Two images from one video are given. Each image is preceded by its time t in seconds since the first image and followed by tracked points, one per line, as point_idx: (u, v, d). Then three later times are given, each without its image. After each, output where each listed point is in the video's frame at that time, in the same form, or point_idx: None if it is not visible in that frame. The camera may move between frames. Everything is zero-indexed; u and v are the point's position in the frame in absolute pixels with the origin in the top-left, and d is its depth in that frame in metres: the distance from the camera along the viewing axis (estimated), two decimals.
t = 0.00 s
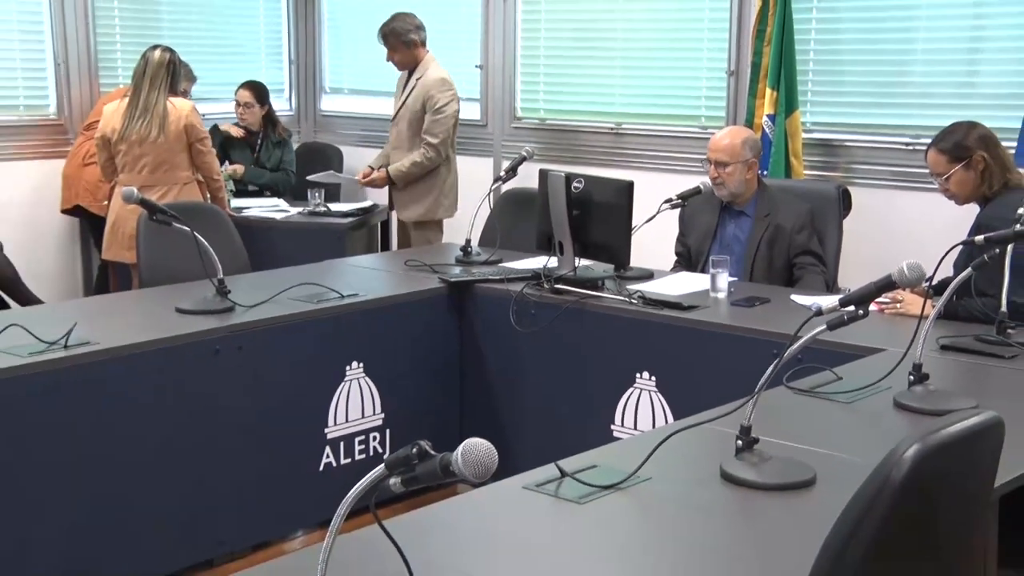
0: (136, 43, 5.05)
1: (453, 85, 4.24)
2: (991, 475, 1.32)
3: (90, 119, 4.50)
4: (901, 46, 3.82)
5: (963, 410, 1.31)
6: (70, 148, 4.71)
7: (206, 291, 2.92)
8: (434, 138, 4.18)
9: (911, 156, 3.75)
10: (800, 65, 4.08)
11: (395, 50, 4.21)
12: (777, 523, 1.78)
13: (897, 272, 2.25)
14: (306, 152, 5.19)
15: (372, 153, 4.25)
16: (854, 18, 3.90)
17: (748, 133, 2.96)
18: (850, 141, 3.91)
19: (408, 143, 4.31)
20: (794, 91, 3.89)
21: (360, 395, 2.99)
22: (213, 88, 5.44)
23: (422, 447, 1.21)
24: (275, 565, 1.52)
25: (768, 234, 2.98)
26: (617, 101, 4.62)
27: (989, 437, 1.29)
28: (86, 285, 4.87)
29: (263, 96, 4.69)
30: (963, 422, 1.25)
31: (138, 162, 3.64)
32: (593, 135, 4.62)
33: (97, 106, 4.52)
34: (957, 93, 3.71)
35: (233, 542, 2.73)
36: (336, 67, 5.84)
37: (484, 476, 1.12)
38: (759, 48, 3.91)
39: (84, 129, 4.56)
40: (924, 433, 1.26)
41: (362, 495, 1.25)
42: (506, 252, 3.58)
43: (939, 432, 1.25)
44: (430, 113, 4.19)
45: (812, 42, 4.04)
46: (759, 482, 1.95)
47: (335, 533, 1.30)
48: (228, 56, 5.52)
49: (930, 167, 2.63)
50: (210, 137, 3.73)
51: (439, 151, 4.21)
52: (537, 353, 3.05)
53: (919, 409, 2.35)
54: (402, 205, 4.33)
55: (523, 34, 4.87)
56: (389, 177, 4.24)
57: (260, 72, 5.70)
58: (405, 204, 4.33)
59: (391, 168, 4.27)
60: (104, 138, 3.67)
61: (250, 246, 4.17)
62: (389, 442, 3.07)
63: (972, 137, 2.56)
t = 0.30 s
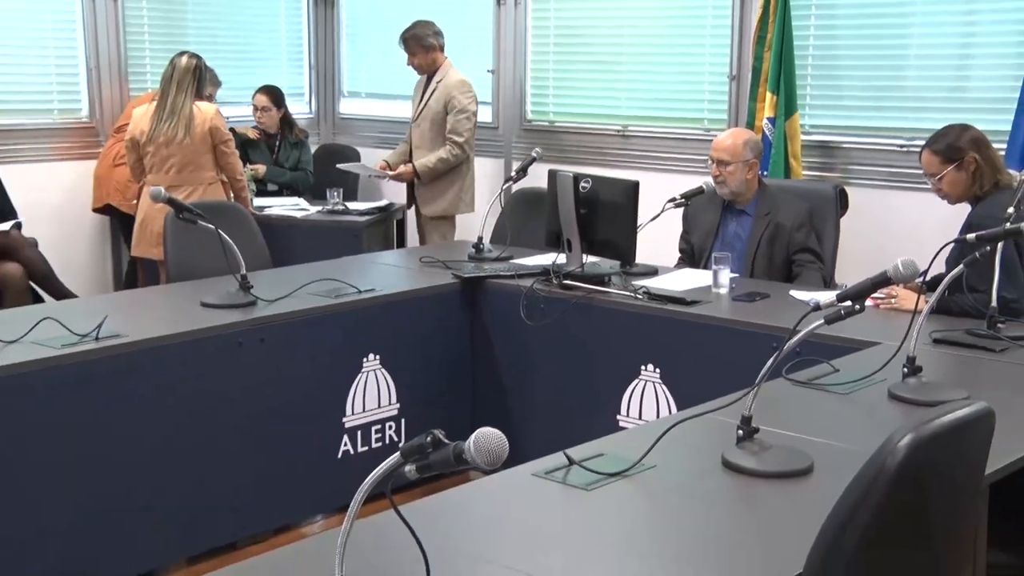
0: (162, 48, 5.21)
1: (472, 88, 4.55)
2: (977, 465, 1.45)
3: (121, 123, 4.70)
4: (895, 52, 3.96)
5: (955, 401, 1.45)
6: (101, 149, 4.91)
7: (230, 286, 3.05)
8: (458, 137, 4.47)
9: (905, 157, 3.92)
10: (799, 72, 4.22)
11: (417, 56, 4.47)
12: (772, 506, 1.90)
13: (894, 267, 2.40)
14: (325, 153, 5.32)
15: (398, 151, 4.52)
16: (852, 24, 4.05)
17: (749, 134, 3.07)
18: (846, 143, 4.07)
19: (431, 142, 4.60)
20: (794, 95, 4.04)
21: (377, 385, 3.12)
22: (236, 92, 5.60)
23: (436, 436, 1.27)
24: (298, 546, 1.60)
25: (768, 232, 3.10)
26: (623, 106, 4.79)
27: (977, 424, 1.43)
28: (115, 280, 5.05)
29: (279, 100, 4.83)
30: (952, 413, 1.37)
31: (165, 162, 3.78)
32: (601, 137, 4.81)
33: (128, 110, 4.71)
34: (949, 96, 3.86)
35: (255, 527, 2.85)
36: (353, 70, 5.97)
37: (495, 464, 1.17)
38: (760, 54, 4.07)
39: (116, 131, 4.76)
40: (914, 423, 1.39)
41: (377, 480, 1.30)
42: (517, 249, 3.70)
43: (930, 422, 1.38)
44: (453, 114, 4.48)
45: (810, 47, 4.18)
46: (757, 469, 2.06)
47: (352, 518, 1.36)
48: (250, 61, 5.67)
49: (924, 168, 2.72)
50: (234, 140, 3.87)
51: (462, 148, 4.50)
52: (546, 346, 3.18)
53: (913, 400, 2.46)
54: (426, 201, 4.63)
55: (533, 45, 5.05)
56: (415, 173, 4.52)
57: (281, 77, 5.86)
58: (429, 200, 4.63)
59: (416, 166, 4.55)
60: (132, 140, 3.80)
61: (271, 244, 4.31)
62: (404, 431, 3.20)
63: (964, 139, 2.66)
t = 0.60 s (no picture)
0: (189, 52, 5.35)
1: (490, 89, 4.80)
2: (971, 455, 1.60)
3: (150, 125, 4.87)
4: (891, 58, 4.13)
5: (949, 395, 1.58)
6: (131, 151, 5.06)
7: (254, 282, 3.19)
8: (481, 135, 4.73)
9: (898, 159, 4.10)
10: (799, 78, 4.40)
11: (434, 62, 4.69)
12: (768, 490, 2.02)
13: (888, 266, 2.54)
14: (343, 155, 5.47)
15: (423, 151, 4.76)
16: (852, 31, 4.22)
17: (752, 136, 3.17)
18: (844, 146, 4.24)
19: (453, 142, 4.84)
20: (795, 99, 4.19)
21: (394, 378, 3.25)
22: (259, 96, 5.76)
23: (451, 426, 1.34)
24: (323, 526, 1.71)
25: (769, 231, 3.21)
26: (631, 110, 5.03)
27: (972, 418, 1.57)
28: (145, 276, 5.21)
29: (298, 104, 5.02)
30: (949, 405, 1.52)
31: (192, 164, 3.93)
32: (609, 139, 5.06)
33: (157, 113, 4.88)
34: (941, 100, 4.03)
35: (277, 511, 2.99)
36: (372, 73, 6.08)
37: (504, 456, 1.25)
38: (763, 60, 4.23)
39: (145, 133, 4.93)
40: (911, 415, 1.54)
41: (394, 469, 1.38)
42: (528, 247, 3.83)
43: (926, 414, 1.52)
44: (474, 115, 4.72)
45: (810, 53, 4.36)
46: (760, 458, 2.17)
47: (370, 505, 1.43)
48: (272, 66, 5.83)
49: (920, 169, 2.82)
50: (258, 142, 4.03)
51: (484, 146, 4.75)
52: (556, 340, 3.31)
53: (910, 393, 2.56)
54: (452, 198, 4.88)
55: (544, 53, 5.30)
56: (441, 172, 4.75)
57: (303, 83, 6.03)
58: (456, 198, 4.88)
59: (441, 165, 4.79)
60: (160, 142, 3.95)
61: (292, 243, 4.46)
62: (420, 422, 3.33)
63: (959, 141, 2.75)
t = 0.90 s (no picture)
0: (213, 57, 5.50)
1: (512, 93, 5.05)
2: (963, 445, 1.75)
3: (178, 129, 5.05)
4: (888, 65, 4.28)
5: (944, 389, 1.74)
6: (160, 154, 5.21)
7: (275, 279, 3.33)
8: (505, 137, 4.96)
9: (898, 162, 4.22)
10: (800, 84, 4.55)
11: (458, 68, 4.91)
12: (764, 477, 2.14)
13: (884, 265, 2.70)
14: (360, 156, 5.64)
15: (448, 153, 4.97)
16: (851, 39, 4.37)
17: (754, 140, 3.28)
18: (843, 149, 4.38)
19: (477, 144, 5.06)
20: (795, 105, 4.32)
21: (409, 371, 3.38)
22: (280, 101, 5.93)
23: (464, 418, 1.40)
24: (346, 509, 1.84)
25: (769, 231, 3.33)
26: (637, 114, 5.19)
27: (966, 410, 1.72)
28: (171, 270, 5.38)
29: (319, 109, 5.26)
30: (943, 398, 1.67)
31: (215, 166, 4.09)
32: (616, 142, 5.21)
33: (185, 117, 5.07)
34: (936, 106, 4.17)
35: (297, 498, 3.12)
36: (389, 79, 6.27)
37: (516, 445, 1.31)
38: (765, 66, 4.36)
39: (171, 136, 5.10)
40: (908, 407, 1.68)
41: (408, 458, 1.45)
42: (537, 246, 3.95)
43: (922, 406, 1.66)
44: (499, 117, 4.96)
45: (811, 58, 4.50)
46: (759, 449, 2.29)
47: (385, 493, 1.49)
48: (292, 71, 5.98)
49: (915, 172, 2.91)
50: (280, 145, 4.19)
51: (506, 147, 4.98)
52: (565, 335, 3.44)
53: (905, 386, 2.68)
54: (477, 197, 5.10)
55: (553, 60, 5.48)
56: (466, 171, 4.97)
57: (323, 88, 6.18)
58: (481, 197, 5.10)
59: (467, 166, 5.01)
60: (187, 144, 4.12)
61: (311, 240, 4.59)
62: (434, 414, 3.46)
63: (951, 145, 2.86)
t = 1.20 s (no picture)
0: (238, 63, 5.71)
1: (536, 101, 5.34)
2: (957, 436, 1.82)
3: (202, 133, 5.27)
4: (884, 71, 4.41)
5: (939, 383, 1.80)
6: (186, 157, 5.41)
7: (295, 277, 3.48)
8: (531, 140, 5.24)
9: (892, 165, 4.36)
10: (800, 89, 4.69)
11: (488, 75, 5.19)
12: (762, 467, 2.27)
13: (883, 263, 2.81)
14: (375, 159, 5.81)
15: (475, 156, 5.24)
16: (848, 46, 4.50)
17: (756, 144, 3.37)
18: (841, 152, 4.51)
19: (504, 148, 5.34)
20: (795, 109, 4.48)
21: (424, 365, 3.52)
22: (300, 105, 6.13)
23: (476, 410, 1.48)
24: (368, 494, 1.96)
25: (770, 230, 3.45)
26: (642, 118, 5.36)
27: (960, 403, 1.80)
28: (196, 269, 5.56)
29: (339, 113, 5.44)
30: (936, 393, 1.74)
31: (237, 167, 4.25)
32: (623, 145, 5.38)
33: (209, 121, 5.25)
34: (931, 111, 4.29)
35: (316, 487, 3.25)
36: (404, 85, 6.50)
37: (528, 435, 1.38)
38: (765, 72, 4.51)
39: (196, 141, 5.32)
40: (904, 400, 1.75)
41: (424, 447, 1.53)
42: (547, 245, 4.09)
43: (917, 400, 1.73)
44: (526, 122, 5.25)
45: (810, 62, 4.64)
46: (761, 441, 2.40)
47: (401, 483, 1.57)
48: (312, 77, 6.19)
49: (911, 175, 3.02)
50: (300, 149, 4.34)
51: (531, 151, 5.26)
52: (574, 331, 3.57)
53: (901, 379, 2.79)
54: (503, 199, 5.36)
55: (563, 66, 5.65)
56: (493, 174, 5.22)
57: (341, 93, 6.40)
58: (506, 198, 5.36)
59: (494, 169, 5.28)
60: (210, 148, 4.29)
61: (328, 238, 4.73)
62: (447, 406, 3.60)
63: (946, 149, 2.96)
